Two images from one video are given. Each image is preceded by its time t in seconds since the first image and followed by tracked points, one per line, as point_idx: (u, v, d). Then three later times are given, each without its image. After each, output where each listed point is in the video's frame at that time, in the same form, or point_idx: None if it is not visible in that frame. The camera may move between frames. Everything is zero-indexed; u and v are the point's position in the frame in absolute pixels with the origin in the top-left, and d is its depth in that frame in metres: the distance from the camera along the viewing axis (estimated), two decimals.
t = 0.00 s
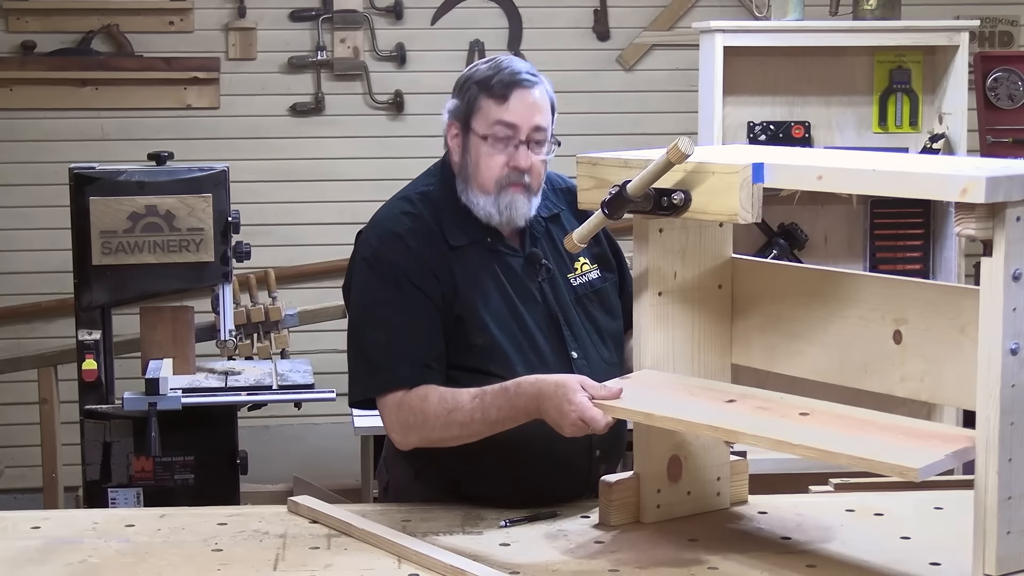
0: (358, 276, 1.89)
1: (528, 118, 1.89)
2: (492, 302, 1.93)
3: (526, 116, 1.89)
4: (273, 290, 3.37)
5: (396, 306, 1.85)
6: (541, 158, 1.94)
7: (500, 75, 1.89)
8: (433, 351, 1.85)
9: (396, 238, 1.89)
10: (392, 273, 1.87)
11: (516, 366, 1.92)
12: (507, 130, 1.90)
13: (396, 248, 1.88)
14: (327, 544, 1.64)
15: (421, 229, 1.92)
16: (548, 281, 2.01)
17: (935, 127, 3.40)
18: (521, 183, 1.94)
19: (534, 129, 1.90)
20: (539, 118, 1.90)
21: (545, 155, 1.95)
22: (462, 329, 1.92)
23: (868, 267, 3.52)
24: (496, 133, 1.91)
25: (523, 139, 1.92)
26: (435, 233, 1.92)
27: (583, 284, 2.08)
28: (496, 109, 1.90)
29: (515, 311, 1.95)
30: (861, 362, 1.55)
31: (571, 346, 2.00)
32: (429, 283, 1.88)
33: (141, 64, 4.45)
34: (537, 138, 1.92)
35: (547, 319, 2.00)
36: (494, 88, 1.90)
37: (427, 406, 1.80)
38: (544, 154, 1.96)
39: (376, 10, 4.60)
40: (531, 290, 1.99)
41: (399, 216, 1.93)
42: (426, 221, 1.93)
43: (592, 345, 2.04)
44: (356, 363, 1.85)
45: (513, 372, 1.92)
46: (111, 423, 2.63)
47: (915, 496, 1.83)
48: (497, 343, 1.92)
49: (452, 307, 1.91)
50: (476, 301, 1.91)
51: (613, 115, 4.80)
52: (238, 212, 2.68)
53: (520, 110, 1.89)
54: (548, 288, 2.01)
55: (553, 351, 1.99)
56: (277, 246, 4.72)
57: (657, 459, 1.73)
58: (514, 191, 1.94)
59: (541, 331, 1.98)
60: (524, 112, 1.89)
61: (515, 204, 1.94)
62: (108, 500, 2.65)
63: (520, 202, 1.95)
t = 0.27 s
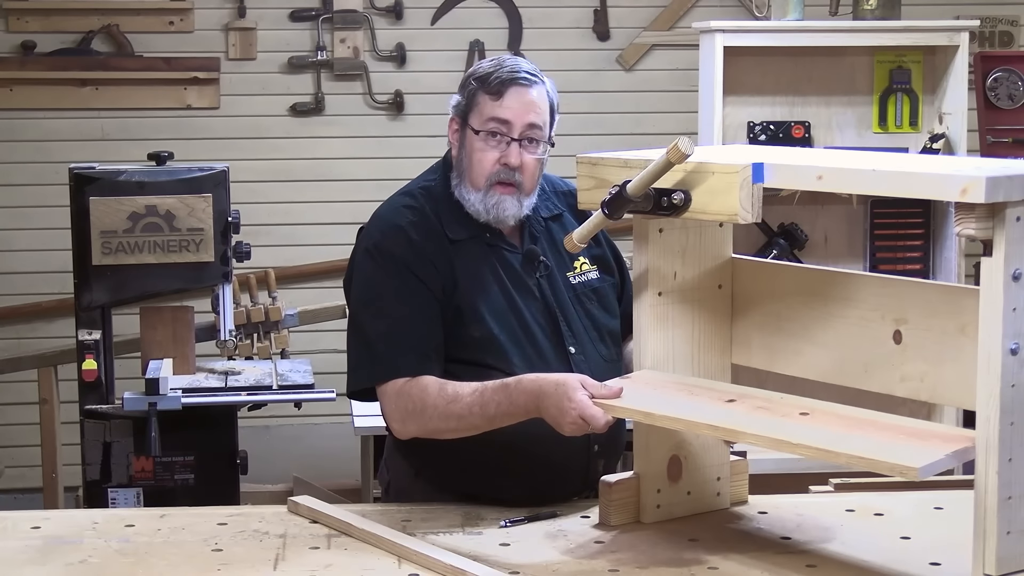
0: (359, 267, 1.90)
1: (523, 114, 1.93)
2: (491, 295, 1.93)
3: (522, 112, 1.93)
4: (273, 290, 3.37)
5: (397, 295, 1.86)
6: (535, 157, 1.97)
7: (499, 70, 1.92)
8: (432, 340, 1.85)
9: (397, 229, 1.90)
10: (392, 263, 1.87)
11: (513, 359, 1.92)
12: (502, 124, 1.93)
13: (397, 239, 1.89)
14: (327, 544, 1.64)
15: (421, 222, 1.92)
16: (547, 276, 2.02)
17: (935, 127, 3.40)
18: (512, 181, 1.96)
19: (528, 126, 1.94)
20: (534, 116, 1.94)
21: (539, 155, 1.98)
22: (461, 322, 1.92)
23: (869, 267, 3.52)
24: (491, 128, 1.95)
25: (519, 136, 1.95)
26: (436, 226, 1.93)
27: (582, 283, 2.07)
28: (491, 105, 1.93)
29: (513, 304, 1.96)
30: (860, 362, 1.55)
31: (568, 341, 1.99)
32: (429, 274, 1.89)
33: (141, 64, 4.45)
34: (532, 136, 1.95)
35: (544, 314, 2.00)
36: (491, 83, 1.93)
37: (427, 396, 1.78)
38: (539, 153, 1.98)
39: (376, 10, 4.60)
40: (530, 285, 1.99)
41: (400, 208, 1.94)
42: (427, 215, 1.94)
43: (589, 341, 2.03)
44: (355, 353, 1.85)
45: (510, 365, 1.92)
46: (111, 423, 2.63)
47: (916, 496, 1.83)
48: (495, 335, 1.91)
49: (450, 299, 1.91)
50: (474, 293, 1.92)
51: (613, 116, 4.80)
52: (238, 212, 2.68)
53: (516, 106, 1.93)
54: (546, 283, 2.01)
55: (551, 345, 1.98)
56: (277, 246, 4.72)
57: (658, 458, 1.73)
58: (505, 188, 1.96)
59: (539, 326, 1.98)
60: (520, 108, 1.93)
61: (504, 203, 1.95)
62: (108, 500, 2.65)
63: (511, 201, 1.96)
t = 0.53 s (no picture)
0: (358, 265, 1.90)
1: (521, 112, 1.93)
2: (490, 293, 1.93)
3: (519, 110, 1.93)
4: (273, 290, 3.37)
5: (396, 292, 1.85)
6: (533, 155, 1.98)
7: (497, 68, 1.93)
8: (431, 338, 1.85)
9: (396, 226, 1.90)
10: (391, 260, 1.87)
11: (512, 357, 1.92)
12: (501, 122, 1.94)
13: (397, 236, 1.89)
14: (327, 544, 1.64)
15: (421, 220, 1.92)
16: (545, 274, 2.02)
17: (935, 127, 3.40)
18: (510, 179, 1.96)
19: (526, 124, 1.95)
20: (531, 114, 1.94)
21: (537, 153, 1.99)
22: (460, 320, 1.91)
23: (869, 267, 3.52)
24: (489, 126, 1.95)
25: (516, 134, 1.95)
26: (435, 224, 1.94)
27: (581, 282, 2.07)
28: (489, 103, 1.94)
29: (512, 303, 1.96)
30: (860, 362, 1.55)
31: (567, 339, 1.99)
32: (429, 272, 1.89)
33: (141, 64, 4.45)
34: (530, 134, 1.96)
35: (543, 312, 1.99)
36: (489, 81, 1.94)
37: (427, 392, 1.78)
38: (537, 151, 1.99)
39: (376, 10, 4.60)
40: (529, 283, 2.00)
41: (400, 207, 1.94)
42: (426, 213, 1.94)
43: (588, 339, 2.03)
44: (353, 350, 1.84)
45: (510, 363, 1.91)
46: (111, 423, 2.63)
47: (915, 496, 1.83)
48: (495, 332, 1.91)
49: (449, 297, 1.91)
50: (474, 291, 1.92)
51: (613, 115, 4.80)
52: (238, 212, 2.68)
53: (514, 104, 1.93)
54: (545, 281, 2.01)
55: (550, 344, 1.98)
56: (277, 246, 4.72)
57: (658, 459, 1.73)
58: (502, 187, 1.97)
59: (538, 324, 1.98)
60: (518, 106, 1.93)
61: (502, 201, 1.95)
62: (108, 500, 2.65)
63: (508, 199, 1.96)
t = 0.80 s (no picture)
0: (358, 264, 1.90)
1: (520, 111, 1.93)
2: (490, 292, 1.94)
3: (518, 110, 1.93)
4: (273, 290, 3.37)
5: (396, 291, 1.85)
6: (531, 155, 1.98)
7: (496, 68, 1.93)
8: (431, 337, 1.85)
9: (396, 225, 1.90)
10: (391, 259, 1.87)
11: (511, 356, 1.92)
12: (499, 122, 1.94)
13: (397, 235, 1.89)
14: (327, 545, 1.64)
15: (420, 219, 1.93)
16: (545, 273, 2.02)
17: (935, 127, 3.40)
18: (508, 178, 1.96)
19: (524, 124, 1.95)
20: (530, 114, 1.94)
21: (535, 153, 1.99)
22: (460, 319, 1.91)
23: (869, 267, 3.52)
24: (487, 125, 1.95)
25: (514, 133, 1.95)
26: (435, 223, 1.94)
27: (580, 281, 2.07)
28: (487, 103, 1.94)
29: (512, 301, 1.96)
30: (860, 362, 1.55)
31: (567, 338, 1.99)
32: (428, 271, 1.89)
33: (141, 64, 4.45)
34: (528, 134, 1.96)
35: (543, 311, 2.00)
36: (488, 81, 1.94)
37: (427, 391, 1.78)
38: (535, 151, 1.99)
39: (376, 10, 4.60)
40: (529, 282, 2.00)
41: (400, 206, 1.94)
42: (426, 212, 1.94)
43: (588, 338, 2.03)
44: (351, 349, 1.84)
45: (509, 362, 1.91)
46: (111, 423, 2.63)
47: (915, 496, 1.83)
48: (495, 331, 1.91)
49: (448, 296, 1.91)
50: (473, 290, 1.92)
51: (613, 115, 4.80)
52: (238, 212, 2.68)
53: (513, 104, 1.93)
54: (545, 280, 2.01)
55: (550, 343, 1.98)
56: (277, 246, 4.72)
57: (658, 459, 1.73)
58: (500, 186, 1.96)
59: (538, 323, 1.98)
60: (517, 106, 1.93)
61: (500, 201, 1.95)
62: (108, 500, 2.65)
63: (506, 198, 1.96)
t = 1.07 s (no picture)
0: (357, 263, 1.90)
1: (519, 115, 1.92)
2: (490, 290, 1.94)
3: (517, 114, 1.92)
4: (273, 290, 3.37)
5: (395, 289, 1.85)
6: (532, 156, 1.97)
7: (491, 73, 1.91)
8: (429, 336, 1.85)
9: (396, 224, 1.90)
10: (390, 258, 1.87)
11: (511, 353, 1.92)
12: (498, 127, 1.93)
13: (396, 234, 1.89)
14: (327, 545, 1.64)
15: (420, 218, 1.92)
16: (545, 272, 2.02)
17: (935, 127, 3.40)
18: (511, 183, 1.97)
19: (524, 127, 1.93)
20: (528, 117, 1.93)
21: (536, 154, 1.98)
22: (459, 317, 1.91)
23: (869, 267, 3.52)
24: (487, 130, 1.94)
25: (515, 137, 1.94)
26: (434, 221, 1.94)
27: (581, 279, 2.07)
28: (485, 108, 1.92)
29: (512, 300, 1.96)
30: (860, 362, 1.55)
31: (567, 336, 1.99)
32: (427, 269, 1.89)
33: (141, 64, 4.45)
34: (529, 137, 1.95)
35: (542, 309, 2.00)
36: (485, 85, 1.92)
37: (422, 391, 1.78)
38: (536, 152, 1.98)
39: (376, 10, 4.60)
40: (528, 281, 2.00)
41: (400, 205, 1.95)
42: (425, 210, 1.94)
43: (587, 336, 2.03)
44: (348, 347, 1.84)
45: (509, 360, 1.91)
46: (111, 423, 2.63)
47: (915, 496, 1.83)
48: (494, 329, 1.91)
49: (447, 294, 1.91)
50: (473, 289, 1.92)
51: (612, 115, 4.80)
52: (238, 212, 2.68)
53: (511, 108, 1.92)
54: (544, 278, 2.01)
55: (550, 340, 1.98)
56: (277, 246, 4.72)
57: (658, 459, 1.73)
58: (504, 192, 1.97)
59: (538, 320, 1.98)
60: (515, 110, 1.92)
61: (504, 208, 1.96)
62: (108, 500, 2.65)
63: (510, 204, 1.97)
